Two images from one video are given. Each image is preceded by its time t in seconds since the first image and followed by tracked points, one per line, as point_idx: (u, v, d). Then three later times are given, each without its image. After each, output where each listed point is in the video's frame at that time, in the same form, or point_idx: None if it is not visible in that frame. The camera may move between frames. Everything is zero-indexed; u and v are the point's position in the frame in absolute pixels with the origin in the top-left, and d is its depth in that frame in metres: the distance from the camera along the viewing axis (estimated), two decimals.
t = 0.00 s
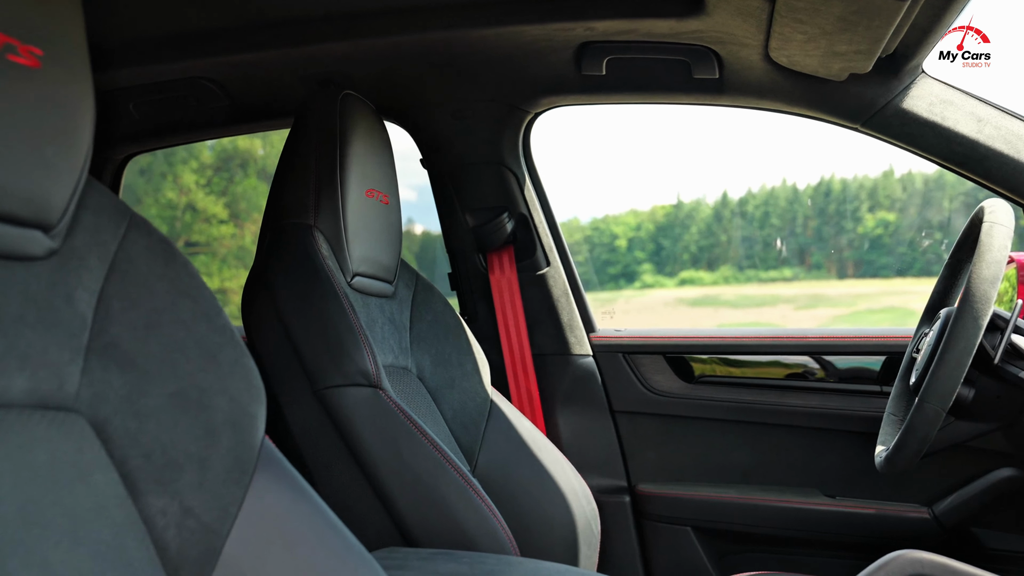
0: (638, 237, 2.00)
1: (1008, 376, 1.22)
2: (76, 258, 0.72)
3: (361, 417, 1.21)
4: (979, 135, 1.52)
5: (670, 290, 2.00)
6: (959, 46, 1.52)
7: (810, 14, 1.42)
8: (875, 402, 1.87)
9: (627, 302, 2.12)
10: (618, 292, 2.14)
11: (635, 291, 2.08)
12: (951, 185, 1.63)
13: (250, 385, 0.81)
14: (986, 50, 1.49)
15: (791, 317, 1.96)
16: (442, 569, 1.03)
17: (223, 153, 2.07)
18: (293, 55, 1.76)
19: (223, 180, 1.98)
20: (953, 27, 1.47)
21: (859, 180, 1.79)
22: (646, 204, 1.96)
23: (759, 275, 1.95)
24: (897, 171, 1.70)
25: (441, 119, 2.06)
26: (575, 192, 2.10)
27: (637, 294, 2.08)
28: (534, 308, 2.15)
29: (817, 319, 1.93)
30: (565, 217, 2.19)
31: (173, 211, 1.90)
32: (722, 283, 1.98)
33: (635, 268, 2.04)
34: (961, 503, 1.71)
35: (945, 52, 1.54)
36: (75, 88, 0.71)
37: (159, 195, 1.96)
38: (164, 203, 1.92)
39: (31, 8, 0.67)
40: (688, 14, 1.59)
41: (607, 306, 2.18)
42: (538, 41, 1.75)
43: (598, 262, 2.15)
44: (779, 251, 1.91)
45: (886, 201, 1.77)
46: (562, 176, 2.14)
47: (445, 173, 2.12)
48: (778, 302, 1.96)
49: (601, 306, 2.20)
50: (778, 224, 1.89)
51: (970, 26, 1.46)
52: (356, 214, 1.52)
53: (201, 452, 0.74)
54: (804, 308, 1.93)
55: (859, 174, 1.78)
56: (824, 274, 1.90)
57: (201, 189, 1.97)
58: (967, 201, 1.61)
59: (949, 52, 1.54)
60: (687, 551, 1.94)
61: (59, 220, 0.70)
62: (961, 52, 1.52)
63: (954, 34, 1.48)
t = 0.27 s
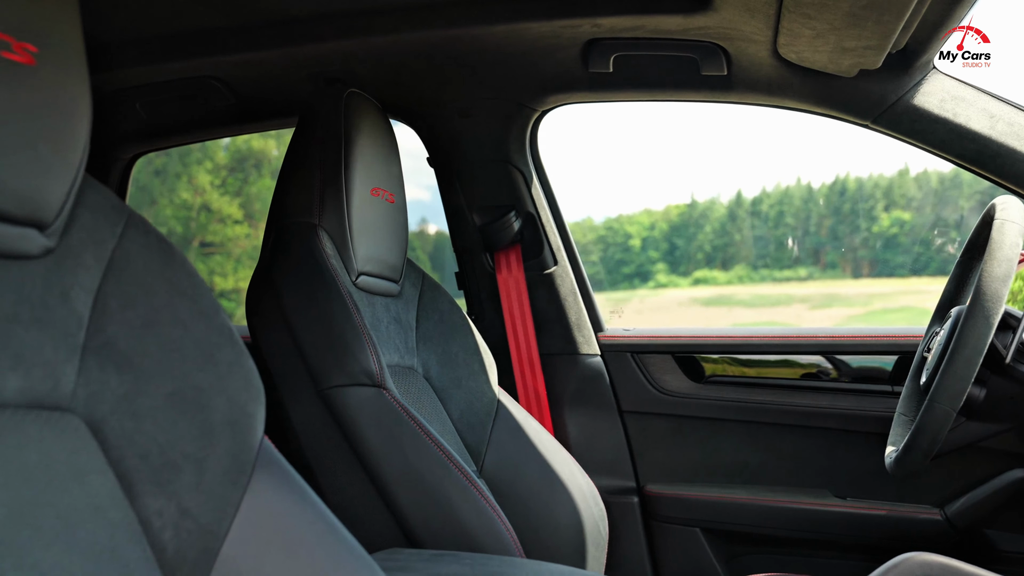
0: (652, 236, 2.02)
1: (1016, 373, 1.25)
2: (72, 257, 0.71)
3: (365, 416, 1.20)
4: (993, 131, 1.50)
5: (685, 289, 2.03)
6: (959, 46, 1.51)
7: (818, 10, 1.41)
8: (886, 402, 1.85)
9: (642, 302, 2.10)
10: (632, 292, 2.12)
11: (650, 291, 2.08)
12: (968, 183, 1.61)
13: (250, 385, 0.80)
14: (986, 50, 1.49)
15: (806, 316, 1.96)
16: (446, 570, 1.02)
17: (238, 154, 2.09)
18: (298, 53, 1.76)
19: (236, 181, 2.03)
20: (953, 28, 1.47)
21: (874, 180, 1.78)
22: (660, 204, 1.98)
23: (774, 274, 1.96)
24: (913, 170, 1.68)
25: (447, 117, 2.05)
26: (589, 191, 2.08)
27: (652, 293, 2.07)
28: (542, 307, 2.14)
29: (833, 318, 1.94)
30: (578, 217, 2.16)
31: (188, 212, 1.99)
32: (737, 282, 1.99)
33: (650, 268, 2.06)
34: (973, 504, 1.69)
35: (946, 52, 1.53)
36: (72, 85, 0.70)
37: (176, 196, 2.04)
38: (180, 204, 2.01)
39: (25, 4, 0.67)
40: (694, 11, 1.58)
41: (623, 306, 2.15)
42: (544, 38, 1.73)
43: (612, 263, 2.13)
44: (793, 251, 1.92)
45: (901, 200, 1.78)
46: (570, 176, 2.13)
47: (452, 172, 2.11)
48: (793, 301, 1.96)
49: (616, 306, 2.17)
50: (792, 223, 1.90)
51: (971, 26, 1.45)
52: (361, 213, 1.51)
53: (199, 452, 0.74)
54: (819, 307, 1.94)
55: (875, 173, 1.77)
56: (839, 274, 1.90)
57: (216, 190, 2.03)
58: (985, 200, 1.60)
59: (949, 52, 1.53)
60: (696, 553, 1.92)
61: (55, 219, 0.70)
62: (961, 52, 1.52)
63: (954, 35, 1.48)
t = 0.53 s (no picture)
0: (669, 235, 1.95)
1: None
2: (68, 255, 0.71)
3: (368, 416, 1.19)
4: (1007, 127, 1.53)
5: (702, 289, 1.96)
6: (959, 46, 1.52)
7: (829, 4, 1.41)
8: (899, 402, 1.82)
9: (658, 302, 2.03)
10: (649, 291, 2.05)
11: (666, 290, 2.01)
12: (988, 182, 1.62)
13: (248, 386, 0.79)
14: (986, 50, 1.51)
15: (824, 316, 1.90)
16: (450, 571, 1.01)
17: (255, 155, 2.10)
18: (305, 51, 1.75)
19: (254, 181, 2.03)
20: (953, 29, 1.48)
21: (891, 179, 1.74)
22: (677, 202, 1.91)
23: (792, 273, 1.89)
24: (931, 168, 1.67)
25: (455, 115, 2.04)
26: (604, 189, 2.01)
27: (668, 293, 2.00)
28: (551, 306, 2.13)
29: (852, 317, 1.89)
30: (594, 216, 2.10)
31: (206, 212, 1.99)
32: (754, 281, 1.92)
33: (667, 267, 1.99)
34: (988, 506, 1.66)
35: (945, 52, 1.54)
36: (67, 81, 0.70)
37: (193, 196, 2.04)
38: (199, 205, 2.01)
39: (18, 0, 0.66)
40: (703, 6, 1.56)
41: (638, 306, 2.09)
42: (552, 35, 1.72)
43: (628, 262, 2.06)
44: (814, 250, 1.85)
45: (920, 198, 1.73)
46: (586, 173, 2.08)
47: (459, 171, 2.10)
48: (812, 300, 1.89)
49: (632, 305, 2.11)
50: (810, 222, 1.83)
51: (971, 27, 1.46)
52: (367, 211, 1.50)
53: (195, 452, 0.73)
54: (837, 307, 1.88)
55: (892, 173, 1.74)
56: (858, 273, 1.83)
57: (234, 191, 2.03)
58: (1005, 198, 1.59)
59: (947, 53, 1.54)
60: (707, 554, 1.90)
61: (50, 216, 0.69)
62: (962, 52, 1.53)
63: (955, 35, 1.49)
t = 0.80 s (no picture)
0: (687, 234, 1.91)
1: None
2: (61, 254, 0.70)
3: (371, 416, 1.18)
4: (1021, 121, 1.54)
5: (720, 288, 1.92)
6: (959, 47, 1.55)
7: None
8: (912, 402, 1.79)
9: (675, 302, 1.98)
10: (667, 291, 2.00)
11: (684, 290, 1.97)
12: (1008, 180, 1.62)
13: (245, 385, 0.78)
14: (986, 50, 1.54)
15: (842, 315, 1.85)
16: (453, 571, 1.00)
17: (273, 154, 2.08)
18: (312, 49, 1.75)
19: (271, 181, 2.00)
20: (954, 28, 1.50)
21: (911, 178, 1.72)
22: (694, 201, 1.87)
23: (811, 272, 1.85)
24: (951, 167, 1.67)
25: (462, 112, 2.03)
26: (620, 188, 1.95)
27: (685, 293, 1.96)
28: (559, 305, 2.11)
29: (870, 317, 1.84)
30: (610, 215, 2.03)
31: (225, 214, 2.00)
32: (772, 280, 1.88)
33: (684, 267, 1.94)
34: (1002, 507, 1.63)
35: (946, 52, 1.57)
36: (61, 78, 0.69)
37: (211, 197, 2.03)
38: (217, 205, 2.01)
39: None
40: (712, 2, 1.55)
41: (655, 306, 2.03)
42: (559, 31, 1.71)
43: (645, 262, 2.00)
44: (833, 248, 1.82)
45: (939, 196, 1.70)
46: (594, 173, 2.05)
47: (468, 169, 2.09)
48: (829, 300, 1.85)
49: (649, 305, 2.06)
50: (830, 221, 1.79)
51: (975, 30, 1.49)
52: (372, 209, 1.49)
53: (190, 453, 0.72)
54: (856, 307, 1.83)
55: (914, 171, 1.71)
56: (876, 272, 1.80)
57: (251, 190, 2.01)
58: None
59: (949, 53, 1.57)
60: (717, 556, 1.88)
61: (43, 214, 0.69)
62: (962, 53, 1.56)
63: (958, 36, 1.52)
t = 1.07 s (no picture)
0: (702, 233, 1.88)
1: None
2: (52, 252, 0.69)
3: (372, 416, 1.17)
4: None
5: (735, 288, 1.89)
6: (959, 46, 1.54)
7: None
8: (923, 402, 1.77)
9: (690, 301, 1.95)
10: (681, 290, 1.96)
11: (699, 289, 1.93)
12: None
13: (239, 385, 0.77)
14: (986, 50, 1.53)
15: (859, 315, 1.83)
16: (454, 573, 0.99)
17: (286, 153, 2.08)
18: (316, 47, 1.74)
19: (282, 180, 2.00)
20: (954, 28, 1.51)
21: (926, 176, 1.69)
22: (709, 200, 1.83)
23: (826, 272, 1.82)
24: (968, 166, 1.64)
25: (468, 111, 2.02)
26: (633, 188, 1.91)
27: (700, 293, 1.92)
28: (566, 304, 2.09)
29: (887, 317, 1.79)
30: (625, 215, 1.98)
31: (240, 214, 2.05)
32: (787, 279, 1.85)
33: (699, 266, 1.90)
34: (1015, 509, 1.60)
35: (946, 52, 1.57)
36: (52, 73, 0.69)
37: (227, 197, 2.07)
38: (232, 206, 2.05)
39: None
40: None
41: (670, 306, 1.99)
42: (564, 28, 1.69)
43: (659, 262, 1.96)
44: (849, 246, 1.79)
45: (956, 195, 1.67)
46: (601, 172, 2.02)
47: (473, 167, 2.08)
48: (846, 299, 1.82)
49: (664, 305, 2.01)
50: (845, 220, 1.77)
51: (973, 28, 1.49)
52: (375, 207, 1.48)
53: (183, 453, 0.71)
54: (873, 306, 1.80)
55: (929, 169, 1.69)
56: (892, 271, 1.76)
57: (264, 191, 2.03)
58: None
59: (948, 53, 1.57)
60: (726, 557, 1.86)
61: (33, 212, 0.68)
62: (962, 52, 1.55)
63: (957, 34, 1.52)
